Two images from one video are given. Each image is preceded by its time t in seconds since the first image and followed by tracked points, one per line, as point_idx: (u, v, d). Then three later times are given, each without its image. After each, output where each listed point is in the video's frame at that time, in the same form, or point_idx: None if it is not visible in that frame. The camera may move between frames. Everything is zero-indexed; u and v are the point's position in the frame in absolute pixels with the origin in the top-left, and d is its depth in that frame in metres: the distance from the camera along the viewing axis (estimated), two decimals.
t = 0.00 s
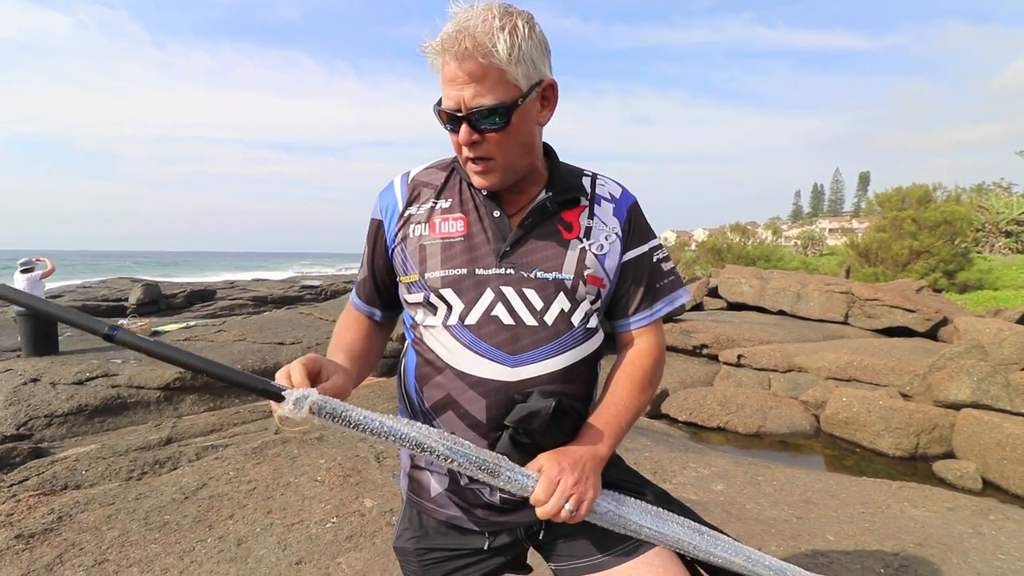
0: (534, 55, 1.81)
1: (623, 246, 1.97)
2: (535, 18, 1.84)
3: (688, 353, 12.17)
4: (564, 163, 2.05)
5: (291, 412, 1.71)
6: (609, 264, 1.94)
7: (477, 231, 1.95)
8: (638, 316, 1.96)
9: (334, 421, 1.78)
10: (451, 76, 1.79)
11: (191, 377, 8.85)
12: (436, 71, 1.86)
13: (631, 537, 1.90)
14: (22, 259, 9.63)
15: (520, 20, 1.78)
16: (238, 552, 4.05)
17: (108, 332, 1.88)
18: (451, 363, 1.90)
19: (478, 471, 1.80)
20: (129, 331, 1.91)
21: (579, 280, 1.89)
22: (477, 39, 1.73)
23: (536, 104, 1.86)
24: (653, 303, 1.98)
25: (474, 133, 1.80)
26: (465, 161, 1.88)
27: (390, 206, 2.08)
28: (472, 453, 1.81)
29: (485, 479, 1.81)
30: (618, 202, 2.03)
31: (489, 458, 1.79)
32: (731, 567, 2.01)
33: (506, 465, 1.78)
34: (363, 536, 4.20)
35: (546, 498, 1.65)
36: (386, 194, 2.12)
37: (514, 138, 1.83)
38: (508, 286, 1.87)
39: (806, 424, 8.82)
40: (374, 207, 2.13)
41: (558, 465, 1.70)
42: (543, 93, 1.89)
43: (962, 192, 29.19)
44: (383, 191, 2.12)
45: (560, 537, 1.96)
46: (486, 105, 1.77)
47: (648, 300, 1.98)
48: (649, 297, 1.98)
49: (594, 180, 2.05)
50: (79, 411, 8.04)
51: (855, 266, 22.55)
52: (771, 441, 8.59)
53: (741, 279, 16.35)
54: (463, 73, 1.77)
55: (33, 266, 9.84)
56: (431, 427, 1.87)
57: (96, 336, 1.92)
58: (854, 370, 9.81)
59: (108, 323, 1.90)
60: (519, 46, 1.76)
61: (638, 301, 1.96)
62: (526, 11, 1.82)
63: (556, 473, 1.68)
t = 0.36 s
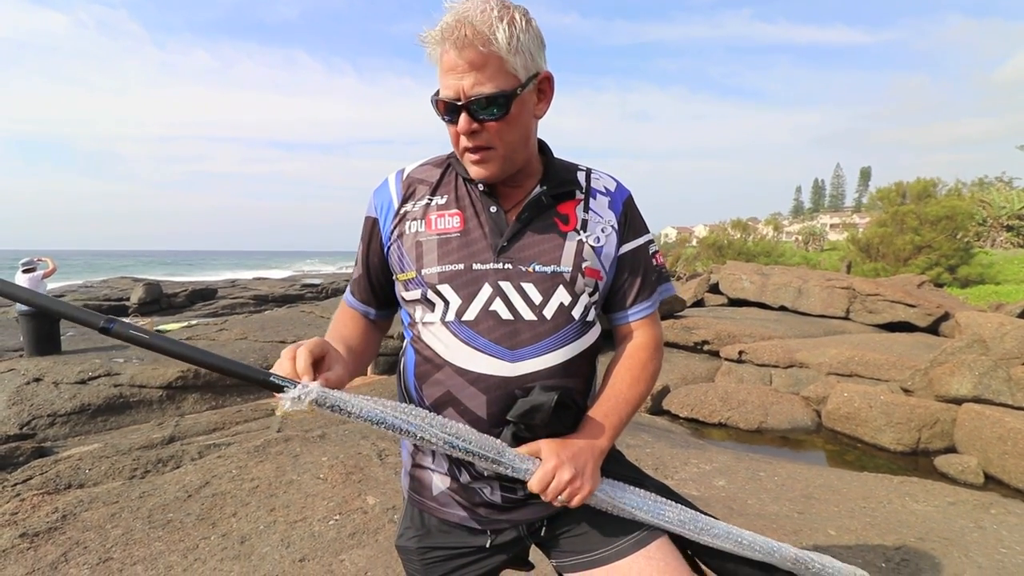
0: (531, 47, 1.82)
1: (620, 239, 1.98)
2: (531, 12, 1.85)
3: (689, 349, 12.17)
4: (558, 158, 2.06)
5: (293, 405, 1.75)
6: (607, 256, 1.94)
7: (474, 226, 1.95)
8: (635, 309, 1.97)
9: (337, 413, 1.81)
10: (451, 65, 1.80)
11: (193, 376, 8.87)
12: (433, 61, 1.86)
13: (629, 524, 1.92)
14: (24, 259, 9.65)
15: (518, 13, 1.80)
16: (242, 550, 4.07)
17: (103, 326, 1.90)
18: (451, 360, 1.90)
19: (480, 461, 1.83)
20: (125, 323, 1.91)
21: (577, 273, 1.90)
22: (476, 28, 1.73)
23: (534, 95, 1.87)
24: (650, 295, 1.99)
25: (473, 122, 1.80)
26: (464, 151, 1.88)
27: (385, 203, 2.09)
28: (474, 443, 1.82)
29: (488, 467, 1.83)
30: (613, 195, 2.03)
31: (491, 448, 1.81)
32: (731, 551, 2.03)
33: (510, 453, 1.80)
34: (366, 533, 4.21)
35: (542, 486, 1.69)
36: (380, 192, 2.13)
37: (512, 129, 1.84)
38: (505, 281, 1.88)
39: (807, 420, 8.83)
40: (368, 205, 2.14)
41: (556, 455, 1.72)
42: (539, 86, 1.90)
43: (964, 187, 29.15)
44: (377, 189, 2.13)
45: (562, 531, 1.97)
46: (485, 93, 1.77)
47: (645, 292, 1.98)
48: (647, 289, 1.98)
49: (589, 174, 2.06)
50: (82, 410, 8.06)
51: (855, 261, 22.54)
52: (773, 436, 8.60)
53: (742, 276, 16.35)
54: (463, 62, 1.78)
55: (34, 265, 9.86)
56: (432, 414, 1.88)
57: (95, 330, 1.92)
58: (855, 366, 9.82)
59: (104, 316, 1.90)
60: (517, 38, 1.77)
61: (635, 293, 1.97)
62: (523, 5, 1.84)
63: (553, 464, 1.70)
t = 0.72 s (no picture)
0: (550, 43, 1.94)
1: (620, 241, 1.97)
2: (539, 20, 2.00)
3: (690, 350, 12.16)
4: (559, 161, 2.05)
5: (293, 407, 1.79)
6: (608, 258, 1.94)
7: (476, 229, 1.95)
8: (636, 310, 1.96)
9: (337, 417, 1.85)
10: (485, 46, 1.82)
11: (195, 377, 8.87)
12: (459, 47, 1.87)
13: (631, 527, 1.91)
14: (26, 259, 9.66)
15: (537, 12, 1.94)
16: (243, 551, 4.07)
17: (122, 336, 1.88)
18: (452, 363, 1.90)
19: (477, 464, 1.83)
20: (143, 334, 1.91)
21: (578, 276, 1.89)
22: (513, 9, 1.81)
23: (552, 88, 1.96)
24: (651, 297, 1.97)
25: (510, 101, 1.81)
26: (493, 134, 1.85)
27: (389, 205, 2.08)
28: (472, 447, 1.82)
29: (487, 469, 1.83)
30: (614, 197, 2.03)
31: (488, 450, 1.81)
32: (735, 557, 2.02)
33: (504, 457, 1.80)
34: (368, 534, 4.21)
35: (536, 491, 1.71)
36: (384, 192, 2.12)
37: (540, 113, 1.88)
38: (507, 284, 1.88)
39: (809, 421, 8.82)
40: (371, 205, 2.13)
41: (551, 462, 1.73)
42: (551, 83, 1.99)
43: (965, 188, 29.12)
44: (381, 189, 2.12)
45: (563, 532, 1.96)
46: (522, 72, 1.82)
47: (646, 294, 1.98)
48: (647, 291, 1.98)
49: (589, 177, 2.05)
50: (84, 410, 8.07)
51: (857, 263, 22.52)
52: (774, 438, 8.58)
53: (743, 277, 16.34)
54: (500, 42, 1.82)
55: (36, 266, 9.88)
56: (430, 419, 1.88)
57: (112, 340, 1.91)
58: (857, 367, 9.80)
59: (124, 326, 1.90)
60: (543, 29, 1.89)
61: (635, 295, 1.97)
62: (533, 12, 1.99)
63: (548, 470, 1.72)
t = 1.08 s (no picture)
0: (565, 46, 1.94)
1: (629, 245, 1.98)
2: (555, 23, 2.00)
3: (693, 352, 12.15)
4: (569, 165, 2.06)
5: (302, 410, 1.81)
6: (617, 262, 1.95)
7: (486, 232, 1.96)
8: (644, 314, 1.97)
9: (344, 420, 1.86)
10: (499, 50, 1.83)
11: (198, 378, 8.90)
12: (473, 50, 1.88)
13: (636, 527, 1.92)
14: (31, 260, 9.71)
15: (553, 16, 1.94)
16: (248, 551, 4.08)
17: (132, 340, 1.89)
18: (460, 365, 1.91)
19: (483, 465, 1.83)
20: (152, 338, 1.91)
21: (587, 280, 1.90)
22: (529, 16, 1.82)
23: (565, 94, 1.97)
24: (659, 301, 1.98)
25: (523, 106, 1.82)
26: (505, 137, 1.86)
27: (399, 204, 2.07)
28: (478, 448, 1.82)
29: (492, 471, 1.83)
30: (622, 202, 2.04)
31: (494, 451, 1.81)
32: (742, 558, 2.03)
33: (511, 459, 1.80)
34: (371, 535, 4.22)
35: (542, 492, 1.72)
36: (394, 192, 2.12)
37: (554, 118, 1.89)
38: (517, 287, 1.88)
39: (812, 423, 8.81)
40: (380, 204, 2.12)
41: (557, 463, 1.74)
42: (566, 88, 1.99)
43: (969, 189, 29.04)
44: (391, 189, 2.12)
45: (568, 532, 1.97)
46: (537, 77, 1.83)
47: (655, 298, 1.99)
48: (654, 295, 1.99)
49: (598, 181, 2.06)
50: (89, 411, 8.10)
51: (861, 265, 22.47)
52: (778, 440, 8.57)
53: (746, 278, 16.31)
54: (515, 47, 1.82)
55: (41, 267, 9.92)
56: (435, 420, 1.88)
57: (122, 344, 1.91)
58: (861, 369, 9.78)
59: (133, 330, 1.90)
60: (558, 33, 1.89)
61: (642, 299, 1.98)
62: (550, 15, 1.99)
63: (554, 472, 1.72)
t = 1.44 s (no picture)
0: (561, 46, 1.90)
1: (630, 247, 1.98)
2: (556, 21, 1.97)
3: (693, 352, 12.14)
4: (570, 164, 2.06)
5: (298, 417, 1.80)
6: (618, 264, 1.95)
7: (485, 232, 1.96)
8: (645, 317, 1.97)
9: (341, 426, 1.86)
10: (486, 56, 1.82)
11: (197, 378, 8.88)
12: (464, 55, 1.89)
13: (637, 528, 1.91)
14: (29, 261, 9.70)
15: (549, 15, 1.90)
16: (246, 552, 4.08)
17: (125, 350, 1.87)
18: (461, 366, 1.90)
19: (482, 468, 1.83)
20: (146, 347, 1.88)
21: (587, 281, 1.90)
22: (515, 20, 1.79)
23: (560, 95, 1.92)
24: (660, 304, 1.98)
25: (508, 111, 1.81)
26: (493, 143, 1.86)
27: (399, 205, 2.08)
28: (477, 452, 1.83)
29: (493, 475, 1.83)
30: (624, 203, 2.04)
31: (493, 455, 1.82)
32: (742, 557, 2.03)
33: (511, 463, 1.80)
34: (370, 535, 4.22)
35: (541, 494, 1.70)
36: (394, 193, 2.13)
37: (544, 122, 1.86)
38: (517, 287, 1.88)
39: (811, 424, 8.82)
40: (380, 205, 2.14)
41: (557, 465, 1.73)
42: (564, 87, 1.95)
43: (968, 190, 29.08)
44: (390, 190, 2.13)
45: (569, 533, 1.97)
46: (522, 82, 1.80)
47: (656, 301, 1.98)
48: (656, 297, 1.99)
49: (600, 182, 2.06)
50: (87, 411, 8.09)
51: (859, 265, 22.48)
52: (777, 440, 8.57)
53: (745, 279, 16.31)
54: (500, 53, 1.81)
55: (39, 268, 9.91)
56: (429, 425, 1.89)
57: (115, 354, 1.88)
58: (860, 370, 9.79)
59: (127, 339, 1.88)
60: (551, 32, 1.85)
61: (644, 301, 1.97)
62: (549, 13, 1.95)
63: (554, 473, 1.71)
